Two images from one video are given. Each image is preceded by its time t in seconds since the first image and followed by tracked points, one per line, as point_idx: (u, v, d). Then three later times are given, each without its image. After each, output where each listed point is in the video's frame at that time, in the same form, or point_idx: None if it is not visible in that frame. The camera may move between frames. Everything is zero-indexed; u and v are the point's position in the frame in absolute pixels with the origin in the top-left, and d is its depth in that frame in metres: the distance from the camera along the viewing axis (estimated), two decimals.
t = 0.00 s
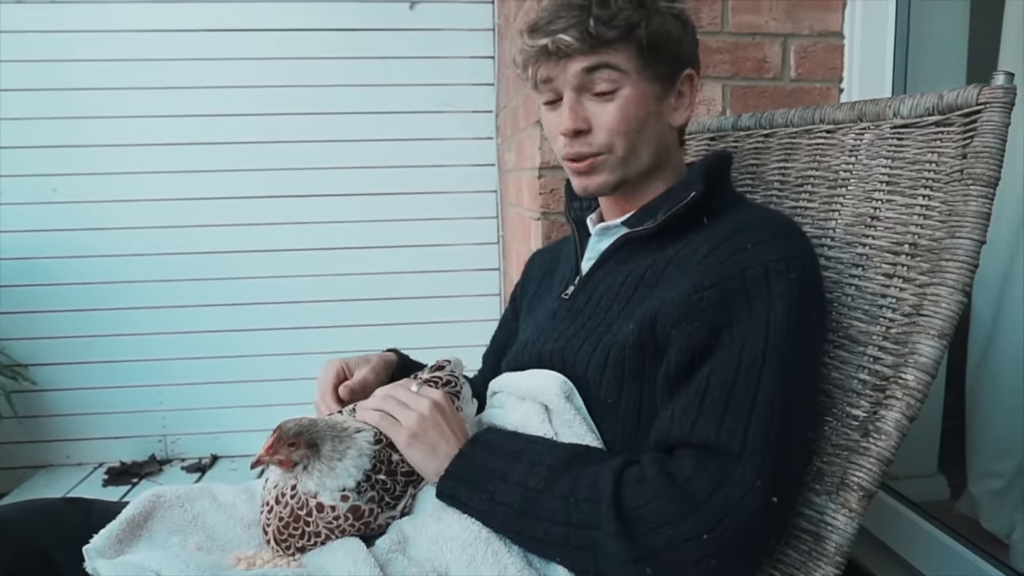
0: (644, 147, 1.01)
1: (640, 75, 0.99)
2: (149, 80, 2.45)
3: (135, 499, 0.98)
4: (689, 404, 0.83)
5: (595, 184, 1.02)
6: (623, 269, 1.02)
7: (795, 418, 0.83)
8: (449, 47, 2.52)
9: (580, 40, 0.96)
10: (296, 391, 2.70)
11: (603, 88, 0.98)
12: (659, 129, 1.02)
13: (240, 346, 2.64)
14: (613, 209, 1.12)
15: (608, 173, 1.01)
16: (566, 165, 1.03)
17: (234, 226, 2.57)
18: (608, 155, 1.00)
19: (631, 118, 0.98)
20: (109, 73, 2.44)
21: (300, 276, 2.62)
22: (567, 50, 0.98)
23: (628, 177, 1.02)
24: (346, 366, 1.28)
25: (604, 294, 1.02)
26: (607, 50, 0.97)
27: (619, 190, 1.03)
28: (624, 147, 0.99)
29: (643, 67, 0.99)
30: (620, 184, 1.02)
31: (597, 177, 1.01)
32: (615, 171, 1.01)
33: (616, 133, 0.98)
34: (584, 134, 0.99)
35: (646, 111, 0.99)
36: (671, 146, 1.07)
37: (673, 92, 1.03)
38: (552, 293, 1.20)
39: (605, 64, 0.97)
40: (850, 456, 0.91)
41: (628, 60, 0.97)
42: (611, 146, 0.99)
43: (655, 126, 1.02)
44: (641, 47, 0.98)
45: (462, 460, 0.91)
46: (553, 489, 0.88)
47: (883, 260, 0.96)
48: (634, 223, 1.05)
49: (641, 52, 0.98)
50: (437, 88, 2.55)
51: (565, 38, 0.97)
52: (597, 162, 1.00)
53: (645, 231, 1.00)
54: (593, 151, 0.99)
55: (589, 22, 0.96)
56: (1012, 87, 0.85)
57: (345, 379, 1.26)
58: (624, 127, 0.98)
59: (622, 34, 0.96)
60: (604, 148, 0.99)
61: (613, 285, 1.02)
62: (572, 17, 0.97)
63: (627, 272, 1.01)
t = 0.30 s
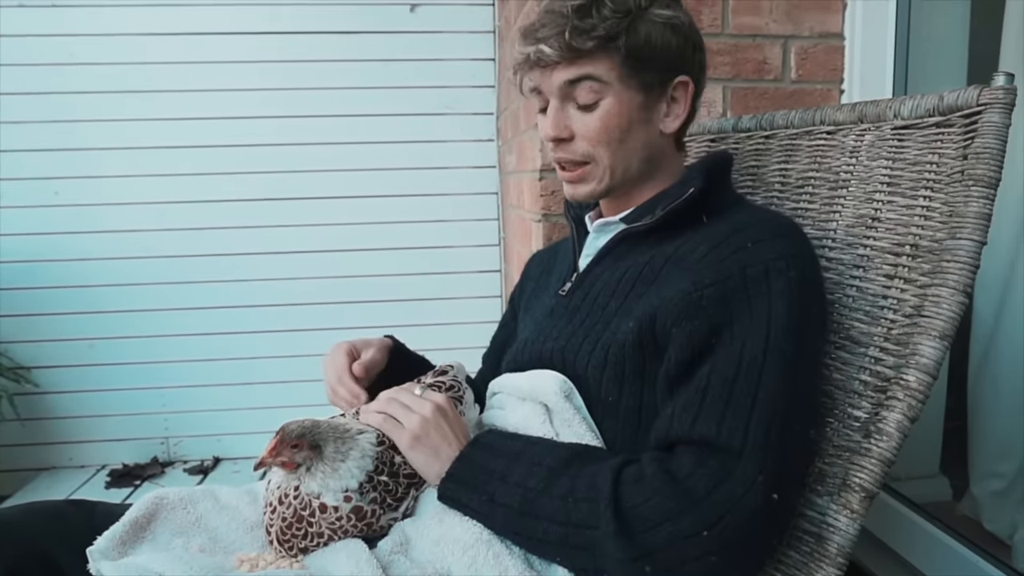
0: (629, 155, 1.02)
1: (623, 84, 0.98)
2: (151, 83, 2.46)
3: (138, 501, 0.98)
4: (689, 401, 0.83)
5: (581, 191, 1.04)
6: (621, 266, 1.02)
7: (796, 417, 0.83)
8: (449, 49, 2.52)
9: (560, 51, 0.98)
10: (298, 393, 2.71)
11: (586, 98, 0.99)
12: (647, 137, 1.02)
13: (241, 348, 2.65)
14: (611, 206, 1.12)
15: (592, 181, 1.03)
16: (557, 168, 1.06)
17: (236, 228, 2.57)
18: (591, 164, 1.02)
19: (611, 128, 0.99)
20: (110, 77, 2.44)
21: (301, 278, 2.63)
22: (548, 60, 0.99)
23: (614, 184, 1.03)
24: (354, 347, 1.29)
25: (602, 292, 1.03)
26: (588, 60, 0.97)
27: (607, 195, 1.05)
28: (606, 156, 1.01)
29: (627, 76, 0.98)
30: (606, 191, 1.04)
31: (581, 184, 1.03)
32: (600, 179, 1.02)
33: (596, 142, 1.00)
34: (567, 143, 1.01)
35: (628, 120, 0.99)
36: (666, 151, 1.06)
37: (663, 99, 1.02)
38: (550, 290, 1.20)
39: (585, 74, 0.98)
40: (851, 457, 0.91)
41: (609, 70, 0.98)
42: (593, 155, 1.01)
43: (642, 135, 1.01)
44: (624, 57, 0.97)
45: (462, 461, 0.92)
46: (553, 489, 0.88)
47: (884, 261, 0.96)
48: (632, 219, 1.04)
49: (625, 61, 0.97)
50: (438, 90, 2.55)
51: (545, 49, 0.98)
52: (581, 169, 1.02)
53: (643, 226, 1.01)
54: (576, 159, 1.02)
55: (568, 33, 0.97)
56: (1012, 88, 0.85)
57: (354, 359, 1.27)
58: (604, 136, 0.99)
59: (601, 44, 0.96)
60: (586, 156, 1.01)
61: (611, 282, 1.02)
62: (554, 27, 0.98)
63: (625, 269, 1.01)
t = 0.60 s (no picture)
0: (628, 153, 1.01)
1: (618, 82, 0.98)
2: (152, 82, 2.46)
3: (139, 500, 0.98)
4: (688, 396, 0.83)
5: (581, 189, 1.04)
6: (620, 262, 1.02)
7: (796, 413, 0.83)
8: (450, 48, 2.52)
9: (554, 50, 0.98)
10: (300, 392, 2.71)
11: (582, 95, 0.99)
12: (644, 134, 1.01)
13: (243, 347, 2.65)
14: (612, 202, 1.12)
15: (591, 179, 1.02)
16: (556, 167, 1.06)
17: (237, 227, 2.57)
18: (589, 162, 1.01)
19: (608, 125, 0.99)
20: (111, 77, 2.45)
21: (303, 277, 2.63)
22: (543, 59, 0.99)
23: (614, 182, 1.03)
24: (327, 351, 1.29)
25: (600, 288, 1.03)
26: (582, 58, 0.98)
27: (607, 193, 1.04)
28: (604, 153, 1.00)
29: (623, 73, 0.98)
30: (605, 189, 1.03)
31: (580, 182, 1.03)
32: (599, 177, 1.02)
33: (593, 140, 0.99)
34: (564, 141, 1.01)
35: (625, 117, 0.99)
36: (665, 147, 1.05)
37: (660, 96, 1.01)
38: (550, 288, 1.20)
39: (580, 73, 0.98)
40: (853, 454, 0.91)
41: (604, 67, 0.97)
42: (591, 153, 1.00)
43: (640, 132, 1.01)
44: (619, 54, 0.97)
45: (461, 458, 0.91)
46: (552, 485, 0.88)
47: (885, 258, 0.96)
48: (632, 216, 1.04)
49: (619, 58, 0.97)
50: (439, 89, 2.55)
51: (540, 48, 0.99)
52: (580, 167, 1.02)
53: (642, 223, 1.00)
54: (573, 158, 1.02)
55: (562, 32, 0.97)
56: (1014, 85, 0.85)
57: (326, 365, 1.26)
58: (601, 134, 0.99)
59: (595, 42, 0.96)
60: (583, 155, 1.01)
61: (610, 278, 1.02)
62: (548, 26, 0.98)
63: (624, 266, 1.01)
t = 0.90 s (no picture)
0: (629, 150, 1.01)
1: (620, 78, 0.98)
2: (152, 80, 2.46)
3: (138, 498, 0.97)
4: (690, 395, 0.82)
5: (581, 187, 1.03)
6: (622, 260, 1.01)
7: (798, 411, 0.82)
8: (450, 45, 2.52)
9: (556, 46, 0.97)
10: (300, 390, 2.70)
11: (583, 91, 0.98)
12: (646, 130, 1.01)
13: (243, 344, 2.65)
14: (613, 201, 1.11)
15: (592, 176, 1.02)
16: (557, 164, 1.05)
17: (237, 225, 2.57)
18: (590, 159, 1.01)
19: (609, 122, 0.98)
20: (111, 74, 2.44)
21: (302, 275, 2.62)
22: (545, 55, 0.99)
23: (614, 179, 1.02)
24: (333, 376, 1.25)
25: (602, 286, 1.02)
26: (584, 54, 0.97)
27: (607, 191, 1.04)
28: (605, 150, 1.00)
29: (625, 69, 0.97)
30: (606, 186, 1.03)
31: (581, 179, 1.02)
32: (599, 174, 1.01)
33: (594, 136, 0.99)
34: (565, 138, 1.00)
35: (627, 114, 0.98)
36: (666, 145, 1.05)
37: (661, 92, 1.01)
38: (551, 287, 1.19)
39: (582, 68, 0.97)
40: (855, 452, 0.91)
41: (606, 63, 0.97)
42: (592, 150, 1.00)
43: (641, 129, 1.01)
44: (621, 50, 0.97)
45: (463, 457, 0.91)
46: (553, 483, 0.87)
47: (888, 256, 0.95)
48: (634, 213, 1.03)
49: (621, 54, 0.97)
50: (439, 86, 2.54)
51: (542, 44, 0.98)
52: (580, 164, 1.01)
53: (644, 221, 1.00)
54: (574, 154, 1.01)
55: (564, 28, 0.96)
56: (1018, 80, 0.84)
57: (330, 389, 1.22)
58: (603, 131, 0.98)
59: (598, 38, 0.96)
60: (584, 152, 1.00)
61: (611, 277, 1.01)
62: (550, 22, 0.98)
63: (625, 264, 1.00)
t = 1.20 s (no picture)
0: (630, 149, 1.00)
1: (622, 76, 0.97)
2: (151, 78, 2.45)
3: (138, 497, 0.97)
4: (691, 394, 0.82)
5: (583, 186, 1.03)
6: (622, 260, 1.01)
7: (799, 410, 0.82)
8: (450, 43, 2.51)
9: (557, 45, 0.97)
10: (299, 389, 2.70)
11: (585, 90, 0.98)
12: (648, 129, 1.01)
13: (242, 343, 2.64)
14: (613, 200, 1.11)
15: (594, 175, 1.01)
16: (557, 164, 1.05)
17: (237, 224, 2.57)
18: (592, 158, 1.00)
19: (611, 121, 0.98)
20: (111, 73, 2.44)
21: (302, 274, 2.62)
22: (546, 55, 0.98)
23: (616, 178, 1.02)
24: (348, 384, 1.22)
25: (602, 286, 1.02)
26: (586, 53, 0.97)
27: (609, 190, 1.03)
28: (607, 149, 0.99)
29: (626, 68, 0.97)
30: (608, 186, 1.02)
31: (582, 179, 1.02)
32: (601, 174, 1.01)
33: (596, 136, 0.98)
34: (567, 137, 1.00)
35: (629, 112, 0.98)
36: (666, 143, 1.05)
37: (662, 90, 1.01)
38: (550, 286, 1.19)
39: (584, 67, 0.97)
40: (855, 451, 0.91)
41: (607, 62, 0.97)
42: (594, 150, 0.99)
43: (643, 127, 1.00)
44: (622, 49, 0.96)
45: (463, 456, 0.91)
46: (554, 483, 0.87)
47: (887, 254, 0.95)
48: (634, 213, 1.03)
49: (622, 53, 0.97)
50: (439, 85, 2.54)
51: (544, 43, 0.97)
52: (582, 164, 1.01)
53: (644, 220, 1.00)
54: (576, 154, 1.00)
55: (566, 27, 0.96)
56: (1018, 78, 0.84)
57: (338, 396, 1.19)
58: (605, 130, 0.98)
59: (599, 37, 0.96)
60: (586, 151, 1.00)
61: (611, 276, 1.01)
62: (551, 21, 0.97)
63: (625, 263, 1.00)
